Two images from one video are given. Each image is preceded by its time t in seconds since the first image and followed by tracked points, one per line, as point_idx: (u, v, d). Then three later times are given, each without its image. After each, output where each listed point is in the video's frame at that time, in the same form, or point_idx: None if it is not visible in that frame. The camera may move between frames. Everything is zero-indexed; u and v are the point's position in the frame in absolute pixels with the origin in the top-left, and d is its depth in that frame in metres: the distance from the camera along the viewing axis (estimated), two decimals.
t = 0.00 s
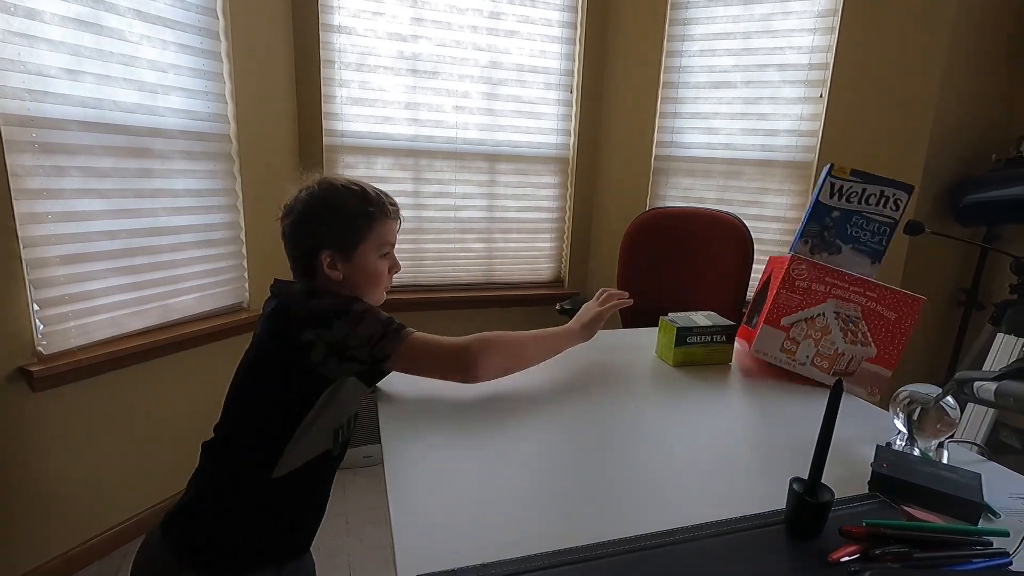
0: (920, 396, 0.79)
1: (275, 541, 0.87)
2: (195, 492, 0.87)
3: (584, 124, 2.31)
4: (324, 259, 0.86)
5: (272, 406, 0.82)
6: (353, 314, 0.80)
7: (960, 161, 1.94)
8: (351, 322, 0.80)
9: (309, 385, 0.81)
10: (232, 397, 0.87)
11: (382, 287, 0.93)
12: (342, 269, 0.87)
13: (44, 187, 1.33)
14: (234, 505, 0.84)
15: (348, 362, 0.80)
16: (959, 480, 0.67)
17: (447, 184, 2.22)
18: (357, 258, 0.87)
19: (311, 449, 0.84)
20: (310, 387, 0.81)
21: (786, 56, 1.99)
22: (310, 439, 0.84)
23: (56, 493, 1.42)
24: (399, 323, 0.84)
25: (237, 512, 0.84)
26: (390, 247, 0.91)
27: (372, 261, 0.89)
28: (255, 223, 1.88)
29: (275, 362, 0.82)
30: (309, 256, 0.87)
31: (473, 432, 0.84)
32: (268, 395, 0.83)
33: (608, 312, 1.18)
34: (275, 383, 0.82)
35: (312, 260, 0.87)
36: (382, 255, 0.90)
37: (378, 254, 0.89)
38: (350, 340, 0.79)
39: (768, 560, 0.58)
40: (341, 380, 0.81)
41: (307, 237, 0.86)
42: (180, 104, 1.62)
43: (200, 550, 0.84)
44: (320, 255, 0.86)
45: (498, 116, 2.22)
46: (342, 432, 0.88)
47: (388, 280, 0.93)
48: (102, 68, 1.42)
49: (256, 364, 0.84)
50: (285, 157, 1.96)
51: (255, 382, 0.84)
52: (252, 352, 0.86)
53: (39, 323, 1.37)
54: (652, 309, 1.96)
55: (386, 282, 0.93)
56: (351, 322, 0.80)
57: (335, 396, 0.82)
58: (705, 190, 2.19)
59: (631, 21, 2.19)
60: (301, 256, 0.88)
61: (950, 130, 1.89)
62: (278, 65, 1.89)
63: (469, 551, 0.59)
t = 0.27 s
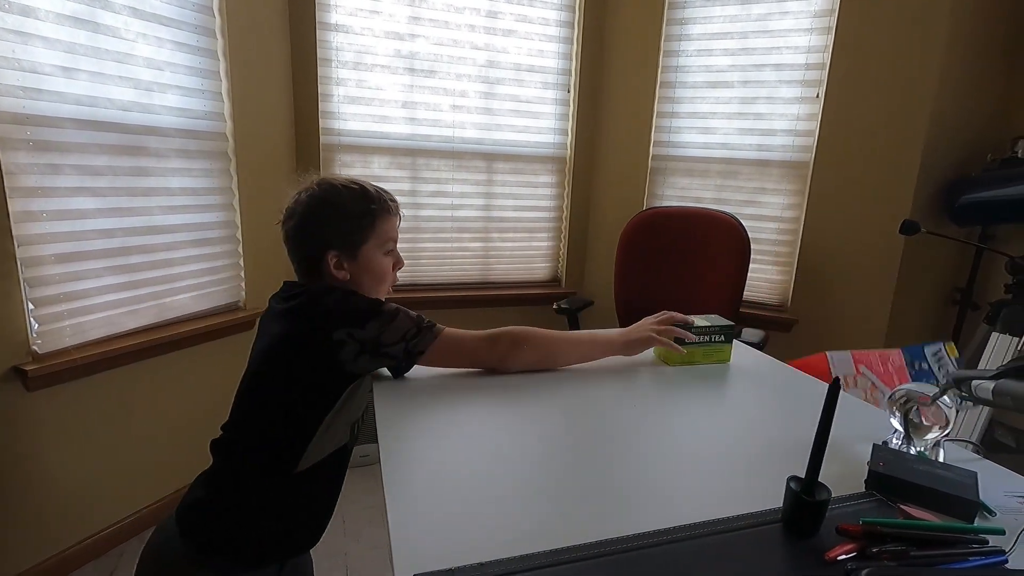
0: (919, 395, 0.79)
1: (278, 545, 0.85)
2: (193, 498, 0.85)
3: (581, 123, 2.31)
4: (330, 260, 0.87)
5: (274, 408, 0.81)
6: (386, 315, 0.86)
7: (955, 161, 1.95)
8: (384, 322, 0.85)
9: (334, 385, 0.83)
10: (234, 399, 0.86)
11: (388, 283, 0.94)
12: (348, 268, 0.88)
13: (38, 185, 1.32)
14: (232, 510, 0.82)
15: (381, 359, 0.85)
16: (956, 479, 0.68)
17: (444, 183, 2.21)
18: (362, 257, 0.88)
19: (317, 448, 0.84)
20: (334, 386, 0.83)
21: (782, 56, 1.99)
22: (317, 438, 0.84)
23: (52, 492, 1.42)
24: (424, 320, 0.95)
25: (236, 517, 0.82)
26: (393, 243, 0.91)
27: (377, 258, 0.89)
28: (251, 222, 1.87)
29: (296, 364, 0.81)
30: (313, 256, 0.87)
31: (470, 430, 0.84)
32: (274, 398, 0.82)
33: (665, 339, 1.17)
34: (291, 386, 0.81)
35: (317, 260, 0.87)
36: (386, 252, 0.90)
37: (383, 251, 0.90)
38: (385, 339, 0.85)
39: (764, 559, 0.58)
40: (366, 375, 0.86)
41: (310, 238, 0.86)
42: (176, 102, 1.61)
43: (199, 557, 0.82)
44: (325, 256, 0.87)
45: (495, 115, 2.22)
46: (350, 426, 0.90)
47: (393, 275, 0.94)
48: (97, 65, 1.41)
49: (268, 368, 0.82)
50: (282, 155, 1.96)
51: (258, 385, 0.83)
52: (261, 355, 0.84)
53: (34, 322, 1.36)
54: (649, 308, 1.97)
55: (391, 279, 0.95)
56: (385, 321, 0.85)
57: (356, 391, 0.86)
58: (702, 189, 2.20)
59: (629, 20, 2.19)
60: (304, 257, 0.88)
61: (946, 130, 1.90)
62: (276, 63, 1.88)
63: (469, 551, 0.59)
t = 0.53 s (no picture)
0: (915, 391, 0.80)
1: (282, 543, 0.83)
2: (196, 495, 0.84)
3: (575, 118, 2.30)
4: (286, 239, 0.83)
5: (264, 400, 0.79)
6: (358, 309, 0.81)
7: (950, 156, 1.95)
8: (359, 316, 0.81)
9: (314, 379, 0.79)
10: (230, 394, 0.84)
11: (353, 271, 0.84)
12: (306, 251, 0.82)
13: (24, 179, 1.30)
14: (232, 508, 0.80)
15: (356, 354, 0.80)
16: (954, 474, 0.67)
17: (438, 178, 2.19)
18: (314, 238, 0.81)
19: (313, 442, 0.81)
20: (315, 380, 0.79)
21: (778, 50, 1.98)
22: (312, 431, 0.81)
23: (41, 492, 1.40)
24: (405, 313, 0.89)
25: (234, 514, 0.79)
26: (356, 225, 0.81)
27: (331, 241, 0.81)
28: (243, 217, 1.85)
29: (275, 358, 0.78)
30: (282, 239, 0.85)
31: (466, 427, 0.83)
32: (264, 392, 0.79)
33: (646, 336, 1.12)
34: (275, 380, 0.79)
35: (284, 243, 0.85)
36: (342, 235, 0.81)
37: (340, 233, 0.81)
38: (359, 333, 0.80)
39: (763, 557, 0.57)
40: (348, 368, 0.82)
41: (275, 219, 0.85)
42: (164, 95, 1.58)
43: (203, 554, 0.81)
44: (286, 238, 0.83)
45: (489, 110, 2.20)
46: (346, 419, 0.86)
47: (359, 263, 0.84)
48: (83, 57, 1.39)
49: (253, 362, 0.80)
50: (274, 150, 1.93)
51: (248, 378, 0.81)
52: (246, 350, 0.82)
53: (20, 319, 1.34)
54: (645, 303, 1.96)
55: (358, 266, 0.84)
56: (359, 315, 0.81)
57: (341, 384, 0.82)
58: (697, 184, 2.19)
59: (624, 14, 2.17)
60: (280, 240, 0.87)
61: (940, 125, 1.90)
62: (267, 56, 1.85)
63: (463, 548, 0.58)
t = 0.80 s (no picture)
0: (925, 380, 0.78)
1: (275, 531, 0.83)
2: (190, 490, 0.86)
3: (572, 109, 2.27)
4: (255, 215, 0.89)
5: (236, 384, 0.81)
6: (291, 281, 0.78)
7: (949, 147, 1.94)
8: (290, 289, 0.78)
9: (264, 354, 0.79)
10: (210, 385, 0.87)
11: (305, 247, 0.85)
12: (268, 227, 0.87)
13: (10, 170, 1.27)
14: (222, 498, 0.81)
15: (287, 329, 0.77)
16: (963, 465, 0.66)
17: (434, 170, 2.17)
18: (270, 213, 0.85)
19: (285, 420, 0.80)
20: (267, 355, 0.79)
21: (777, 40, 1.96)
22: (284, 409, 0.80)
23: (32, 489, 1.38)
24: (345, 294, 0.84)
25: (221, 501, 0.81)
26: (306, 200, 0.84)
27: (284, 215, 0.84)
28: (236, 210, 1.82)
29: (236, 333, 0.81)
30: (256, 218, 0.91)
31: (466, 423, 0.81)
32: (235, 372, 0.81)
33: (596, 336, 1.09)
34: (241, 358, 0.80)
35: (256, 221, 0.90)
36: (293, 209, 0.84)
37: (292, 208, 0.84)
38: (288, 307, 0.77)
39: (769, 552, 0.56)
40: (292, 347, 0.80)
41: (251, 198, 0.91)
42: (154, 85, 1.55)
43: (201, 546, 0.82)
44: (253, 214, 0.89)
45: (485, 100, 2.17)
46: (316, 401, 0.83)
47: (309, 238, 0.85)
48: (69, 45, 1.35)
49: (223, 341, 0.83)
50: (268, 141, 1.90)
51: (223, 361, 0.83)
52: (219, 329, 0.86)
53: (8, 313, 1.31)
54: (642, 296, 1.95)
55: (309, 242, 0.85)
56: (290, 288, 0.78)
57: (295, 362, 0.80)
58: (695, 176, 2.17)
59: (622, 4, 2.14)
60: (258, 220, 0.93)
61: (941, 115, 1.88)
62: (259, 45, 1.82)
63: (463, 544, 0.57)
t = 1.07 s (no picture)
0: (932, 375, 0.78)
1: (267, 520, 0.84)
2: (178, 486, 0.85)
3: (572, 105, 2.27)
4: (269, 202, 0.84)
5: (225, 376, 0.81)
6: (281, 263, 0.77)
7: (951, 143, 1.94)
8: (278, 272, 0.76)
9: (252, 338, 0.79)
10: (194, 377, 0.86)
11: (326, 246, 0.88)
12: (287, 216, 0.83)
13: (7, 163, 1.26)
14: (215, 490, 0.81)
15: (275, 311, 0.76)
16: (971, 460, 0.66)
17: (434, 165, 2.16)
18: (301, 206, 0.82)
19: (275, 408, 0.81)
20: (256, 339, 0.79)
21: (779, 36, 1.95)
22: (272, 397, 0.81)
23: (31, 484, 1.37)
24: (335, 281, 0.82)
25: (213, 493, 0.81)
26: (342, 207, 0.84)
27: (316, 214, 0.83)
28: (236, 205, 1.81)
29: (223, 317, 0.80)
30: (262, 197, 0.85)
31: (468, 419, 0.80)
32: (224, 364, 0.81)
33: (585, 332, 1.08)
34: (229, 348, 0.80)
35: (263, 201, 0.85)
36: (329, 211, 0.83)
37: (327, 210, 0.83)
38: (277, 289, 0.76)
39: (777, 545, 0.56)
40: (280, 331, 0.79)
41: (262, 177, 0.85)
42: (153, 79, 1.54)
43: (194, 539, 0.82)
44: (268, 196, 0.83)
45: (486, 96, 2.16)
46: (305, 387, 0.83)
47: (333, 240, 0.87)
48: (67, 38, 1.34)
49: (210, 326, 0.83)
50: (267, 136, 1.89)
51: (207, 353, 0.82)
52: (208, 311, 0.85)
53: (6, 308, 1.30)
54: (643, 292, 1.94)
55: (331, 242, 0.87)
56: (279, 271, 0.76)
57: (281, 346, 0.80)
58: (696, 172, 2.17)
59: None
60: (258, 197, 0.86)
61: (943, 111, 1.88)
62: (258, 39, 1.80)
63: (466, 540, 0.56)
